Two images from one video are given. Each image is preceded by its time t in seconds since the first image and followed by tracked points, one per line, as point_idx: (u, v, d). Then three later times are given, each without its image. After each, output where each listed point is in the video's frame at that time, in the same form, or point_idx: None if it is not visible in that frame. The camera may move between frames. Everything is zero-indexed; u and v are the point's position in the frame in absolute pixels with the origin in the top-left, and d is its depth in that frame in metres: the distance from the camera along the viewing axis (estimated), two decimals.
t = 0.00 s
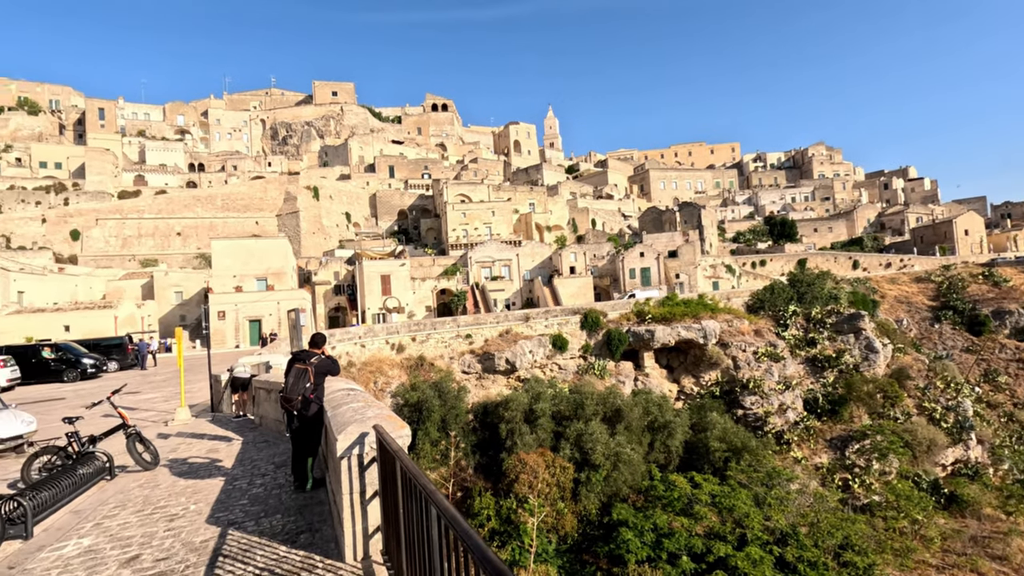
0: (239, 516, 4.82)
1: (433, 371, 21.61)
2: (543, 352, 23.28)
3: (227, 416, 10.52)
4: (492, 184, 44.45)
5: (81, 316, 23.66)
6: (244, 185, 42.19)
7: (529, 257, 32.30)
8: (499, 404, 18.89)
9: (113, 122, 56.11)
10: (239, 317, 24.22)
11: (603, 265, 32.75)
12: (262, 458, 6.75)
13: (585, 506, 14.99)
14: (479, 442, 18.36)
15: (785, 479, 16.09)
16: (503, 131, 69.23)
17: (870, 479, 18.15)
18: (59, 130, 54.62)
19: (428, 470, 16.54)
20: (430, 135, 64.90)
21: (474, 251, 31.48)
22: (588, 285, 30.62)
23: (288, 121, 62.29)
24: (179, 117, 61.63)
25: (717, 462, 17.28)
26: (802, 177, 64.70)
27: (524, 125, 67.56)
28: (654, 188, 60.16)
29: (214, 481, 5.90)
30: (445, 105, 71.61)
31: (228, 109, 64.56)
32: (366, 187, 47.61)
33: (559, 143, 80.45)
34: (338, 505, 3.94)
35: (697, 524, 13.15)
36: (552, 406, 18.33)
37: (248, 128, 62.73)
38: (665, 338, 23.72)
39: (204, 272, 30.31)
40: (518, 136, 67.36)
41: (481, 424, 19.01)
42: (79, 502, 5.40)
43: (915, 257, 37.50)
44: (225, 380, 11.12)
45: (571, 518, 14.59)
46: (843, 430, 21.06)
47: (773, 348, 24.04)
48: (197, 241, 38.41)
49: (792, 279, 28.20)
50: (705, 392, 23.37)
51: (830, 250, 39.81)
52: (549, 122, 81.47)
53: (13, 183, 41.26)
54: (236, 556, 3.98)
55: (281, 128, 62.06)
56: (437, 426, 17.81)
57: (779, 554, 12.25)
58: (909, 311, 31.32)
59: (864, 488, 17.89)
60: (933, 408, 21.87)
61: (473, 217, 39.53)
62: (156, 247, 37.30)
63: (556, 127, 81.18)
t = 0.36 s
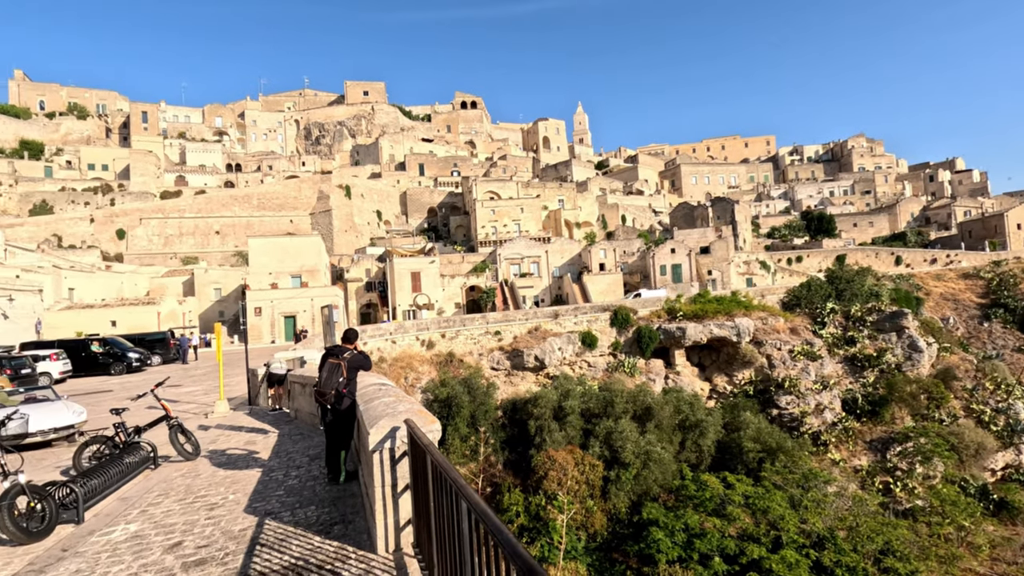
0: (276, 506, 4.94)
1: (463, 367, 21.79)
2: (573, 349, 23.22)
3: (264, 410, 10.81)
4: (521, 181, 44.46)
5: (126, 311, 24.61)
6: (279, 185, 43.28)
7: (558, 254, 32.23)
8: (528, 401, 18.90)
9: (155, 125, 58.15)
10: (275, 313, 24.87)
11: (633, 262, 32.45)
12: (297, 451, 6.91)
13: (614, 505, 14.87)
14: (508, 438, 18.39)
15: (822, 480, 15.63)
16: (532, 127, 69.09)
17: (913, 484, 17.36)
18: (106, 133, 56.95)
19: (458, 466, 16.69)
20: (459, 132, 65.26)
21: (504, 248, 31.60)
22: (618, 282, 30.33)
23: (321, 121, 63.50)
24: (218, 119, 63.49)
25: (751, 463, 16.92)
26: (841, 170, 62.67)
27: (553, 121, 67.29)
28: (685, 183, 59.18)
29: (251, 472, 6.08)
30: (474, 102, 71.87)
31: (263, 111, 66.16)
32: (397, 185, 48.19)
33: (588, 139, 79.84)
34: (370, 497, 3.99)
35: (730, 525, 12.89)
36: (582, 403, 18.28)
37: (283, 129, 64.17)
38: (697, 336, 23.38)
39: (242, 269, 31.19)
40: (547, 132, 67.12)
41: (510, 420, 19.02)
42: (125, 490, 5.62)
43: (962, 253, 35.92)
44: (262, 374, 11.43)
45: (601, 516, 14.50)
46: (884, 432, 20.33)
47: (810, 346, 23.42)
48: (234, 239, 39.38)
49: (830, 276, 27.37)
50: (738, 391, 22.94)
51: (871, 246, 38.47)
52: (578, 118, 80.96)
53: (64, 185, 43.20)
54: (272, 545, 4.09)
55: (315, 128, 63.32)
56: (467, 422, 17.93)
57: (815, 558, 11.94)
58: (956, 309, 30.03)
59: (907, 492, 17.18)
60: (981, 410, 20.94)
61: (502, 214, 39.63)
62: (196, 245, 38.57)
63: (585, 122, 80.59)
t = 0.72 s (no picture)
0: (302, 499, 5.04)
1: (484, 364, 21.90)
2: (594, 347, 23.14)
3: (290, 404, 11.02)
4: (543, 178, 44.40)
5: (157, 308, 25.32)
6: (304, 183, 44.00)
7: (579, 252, 32.42)
8: (549, 399, 18.88)
9: (185, 125, 59.55)
10: (300, 310, 25.32)
11: (656, 259, 32.14)
12: (323, 445, 7.03)
13: (636, 504, 14.74)
14: (530, 436, 18.36)
15: (851, 483, 15.24)
16: (554, 124, 68.85)
17: (946, 487, 16.85)
18: (138, 134, 58.55)
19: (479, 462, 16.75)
20: (481, 130, 65.40)
21: (525, 245, 31.62)
22: (640, 279, 30.09)
23: (345, 120, 64.25)
24: (245, 119, 64.77)
25: (778, 464, 16.62)
26: (872, 165, 61.02)
27: (575, 118, 66.96)
28: (709, 179, 58.34)
29: (278, 465, 6.21)
30: (496, 100, 71.94)
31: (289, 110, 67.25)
32: (419, 183, 48.54)
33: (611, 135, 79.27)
34: (394, 492, 4.03)
35: (754, 526, 12.68)
36: (604, 401, 18.21)
37: (307, 128, 65.13)
38: (721, 334, 23.11)
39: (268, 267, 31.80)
40: (569, 129, 66.82)
41: (531, 418, 18.99)
42: (157, 481, 5.80)
43: (1000, 249, 34.66)
44: (288, 369, 11.63)
45: (622, 515, 14.38)
46: (917, 434, 19.76)
47: (838, 345, 22.91)
48: (261, 237, 40.20)
49: (860, 274, 26.68)
50: (764, 390, 22.57)
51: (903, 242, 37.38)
52: (600, 114, 80.42)
53: (98, 185, 44.52)
54: (299, 537, 4.18)
55: (338, 127, 64.12)
56: (488, 419, 18.03)
57: (844, 561, 11.67)
58: (993, 308, 28.98)
59: (940, 497, 16.59)
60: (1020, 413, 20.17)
61: (524, 211, 39.60)
62: (224, 243, 39.44)
63: (607, 119, 80.00)
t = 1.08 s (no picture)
0: (319, 495, 5.10)
1: (499, 362, 21.96)
2: (609, 346, 23.09)
3: (307, 401, 11.16)
4: (557, 176, 44.32)
5: (178, 305, 25.80)
6: (321, 182, 44.44)
7: (595, 250, 32.07)
8: (564, 397, 18.87)
9: (204, 125, 60.46)
10: (317, 308, 25.61)
11: (672, 258, 31.93)
12: (340, 441, 7.11)
13: (651, 503, 14.64)
14: (544, 434, 18.35)
15: (871, 485, 14.98)
16: (569, 122, 68.65)
17: (969, 490, 16.36)
18: (159, 134, 59.56)
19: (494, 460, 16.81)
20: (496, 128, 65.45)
21: (540, 244, 31.56)
22: (656, 278, 29.89)
23: (360, 119, 64.70)
24: (263, 119, 65.55)
25: (795, 465, 16.42)
26: (894, 162, 59.89)
27: (590, 116, 66.69)
28: (726, 177, 57.76)
29: (296, 461, 6.29)
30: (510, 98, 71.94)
31: (306, 110, 67.96)
32: (434, 182, 48.75)
33: (626, 133, 78.81)
34: (410, 488, 4.05)
35: (771, 528, 12.53)
36: (619, 400, 18.17)
37: (324, 128, 65.73)
38: (737, 333, 22.89)
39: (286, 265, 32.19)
40: (584, 126, 66.57)
41: (545, 417, 18.99)
42: (179, 476, 5.90)
43: None
44: (305, 366, 11.75)
45: (637, 514, 14.30)
46: (939, 437, 19.33)
47: (858, 345, 22.57)
48: (279, 235, 40.70)
49: (882, 272, 26.18)
50: (781, 391, 22.33)
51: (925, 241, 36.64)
52: (615, 112, 80.00)
53: (121, 185, 45.41)
54: (316, 532, 4.23)
55: (354, 126, 64.60)
56: (503, 417, 18.07)
57: (863, 565, 11.47)
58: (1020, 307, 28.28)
59: (964, 500, 16.11)
60: None
61: (539, 209, 39.55)
62: (243, 242, 40.02)
63: (622, 116, 79.54)
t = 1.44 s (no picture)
0: (348, 489, 5.19)
1: (524, 360, 22.00)
2: (635, 344, 22.90)
3: (336, 397, 11.35)
4: (583, 174, 44.10)
5: (212, 302, 26.51)
6: (349, 182, 45.14)
7: (621, 248, 31.87)
8: (590, 396, 18.79)
9: (237, 127, 61.96)
10: (345, 306, 26.01)
11: (700, 255, 31.48)
12: (368, 436, 7.21)
13: (678, 504, 14.44)
14: (569, 433, 18.28)
15: (908, 489, 14.48)
16: (595, 119, 68.22)
17: (1014, 497, 15.46)
18: (193, 136, 61.25)
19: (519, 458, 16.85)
20: (521, 126, 65.43)
21: (565, 242, 31.43)
22: (684, 276, 29.46)
23: (387, 119, 65.42)
24: (293, 120, 66.83)
25: (828, 468, 16.00)
26: (934, 156, 57.79)
27: (616, 112, 66.11)
28: (756, 173, 56.63)
29: (326, 455, 6.40)
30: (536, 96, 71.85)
31: (334, 110, 69.04)
32: (459, 180, 49.02)
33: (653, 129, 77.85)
34: (438, 483, 4.08)
35: (803, 531, 12.23)
36: (645, 399, 17.99)
37: (352, 128, 66.67)
38: (768, 333, 22.43)
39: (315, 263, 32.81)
40: (610, 123, 66.04)
41: (571, 415, 18.94)
42: (214, 468, 6.07)
43: None
44: (334, 362, 11.97)
45: (664, 514, 14.12)
46: (981, 441, 18.31)
47: (895, 345, 21.89)
48: (308, 234, 41.49)
49: (920, 270, 25.25)
50: (814, 391, 21.80)
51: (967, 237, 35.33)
52: (642, 108, 79.15)
53: (158, 185, 46.88)
54: (346, 525, 4.30)
55: (381, 126, 65.35)
56: (528, 415, 18.08)
57: (900, 570, 11.10)
58: None
59: (1008, 507, 15.24)
60: None
61: (564, 207, 39.40)
62: (274, 240, 40.92)
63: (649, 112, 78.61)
